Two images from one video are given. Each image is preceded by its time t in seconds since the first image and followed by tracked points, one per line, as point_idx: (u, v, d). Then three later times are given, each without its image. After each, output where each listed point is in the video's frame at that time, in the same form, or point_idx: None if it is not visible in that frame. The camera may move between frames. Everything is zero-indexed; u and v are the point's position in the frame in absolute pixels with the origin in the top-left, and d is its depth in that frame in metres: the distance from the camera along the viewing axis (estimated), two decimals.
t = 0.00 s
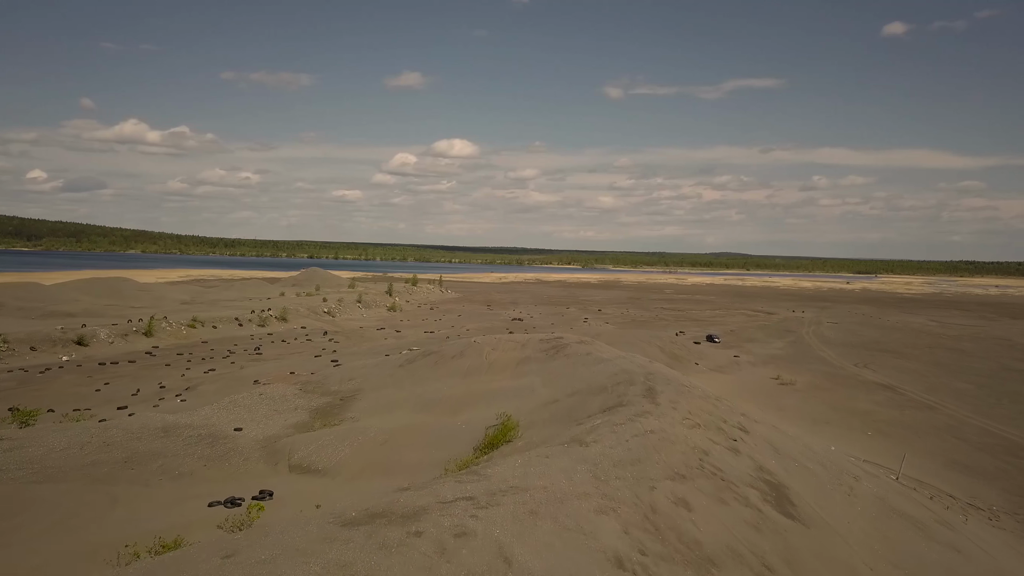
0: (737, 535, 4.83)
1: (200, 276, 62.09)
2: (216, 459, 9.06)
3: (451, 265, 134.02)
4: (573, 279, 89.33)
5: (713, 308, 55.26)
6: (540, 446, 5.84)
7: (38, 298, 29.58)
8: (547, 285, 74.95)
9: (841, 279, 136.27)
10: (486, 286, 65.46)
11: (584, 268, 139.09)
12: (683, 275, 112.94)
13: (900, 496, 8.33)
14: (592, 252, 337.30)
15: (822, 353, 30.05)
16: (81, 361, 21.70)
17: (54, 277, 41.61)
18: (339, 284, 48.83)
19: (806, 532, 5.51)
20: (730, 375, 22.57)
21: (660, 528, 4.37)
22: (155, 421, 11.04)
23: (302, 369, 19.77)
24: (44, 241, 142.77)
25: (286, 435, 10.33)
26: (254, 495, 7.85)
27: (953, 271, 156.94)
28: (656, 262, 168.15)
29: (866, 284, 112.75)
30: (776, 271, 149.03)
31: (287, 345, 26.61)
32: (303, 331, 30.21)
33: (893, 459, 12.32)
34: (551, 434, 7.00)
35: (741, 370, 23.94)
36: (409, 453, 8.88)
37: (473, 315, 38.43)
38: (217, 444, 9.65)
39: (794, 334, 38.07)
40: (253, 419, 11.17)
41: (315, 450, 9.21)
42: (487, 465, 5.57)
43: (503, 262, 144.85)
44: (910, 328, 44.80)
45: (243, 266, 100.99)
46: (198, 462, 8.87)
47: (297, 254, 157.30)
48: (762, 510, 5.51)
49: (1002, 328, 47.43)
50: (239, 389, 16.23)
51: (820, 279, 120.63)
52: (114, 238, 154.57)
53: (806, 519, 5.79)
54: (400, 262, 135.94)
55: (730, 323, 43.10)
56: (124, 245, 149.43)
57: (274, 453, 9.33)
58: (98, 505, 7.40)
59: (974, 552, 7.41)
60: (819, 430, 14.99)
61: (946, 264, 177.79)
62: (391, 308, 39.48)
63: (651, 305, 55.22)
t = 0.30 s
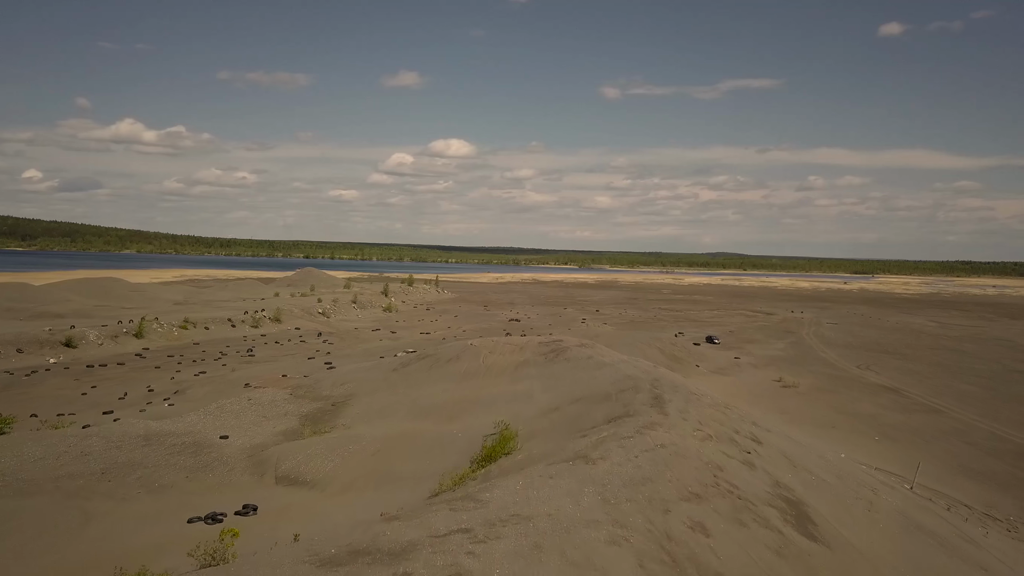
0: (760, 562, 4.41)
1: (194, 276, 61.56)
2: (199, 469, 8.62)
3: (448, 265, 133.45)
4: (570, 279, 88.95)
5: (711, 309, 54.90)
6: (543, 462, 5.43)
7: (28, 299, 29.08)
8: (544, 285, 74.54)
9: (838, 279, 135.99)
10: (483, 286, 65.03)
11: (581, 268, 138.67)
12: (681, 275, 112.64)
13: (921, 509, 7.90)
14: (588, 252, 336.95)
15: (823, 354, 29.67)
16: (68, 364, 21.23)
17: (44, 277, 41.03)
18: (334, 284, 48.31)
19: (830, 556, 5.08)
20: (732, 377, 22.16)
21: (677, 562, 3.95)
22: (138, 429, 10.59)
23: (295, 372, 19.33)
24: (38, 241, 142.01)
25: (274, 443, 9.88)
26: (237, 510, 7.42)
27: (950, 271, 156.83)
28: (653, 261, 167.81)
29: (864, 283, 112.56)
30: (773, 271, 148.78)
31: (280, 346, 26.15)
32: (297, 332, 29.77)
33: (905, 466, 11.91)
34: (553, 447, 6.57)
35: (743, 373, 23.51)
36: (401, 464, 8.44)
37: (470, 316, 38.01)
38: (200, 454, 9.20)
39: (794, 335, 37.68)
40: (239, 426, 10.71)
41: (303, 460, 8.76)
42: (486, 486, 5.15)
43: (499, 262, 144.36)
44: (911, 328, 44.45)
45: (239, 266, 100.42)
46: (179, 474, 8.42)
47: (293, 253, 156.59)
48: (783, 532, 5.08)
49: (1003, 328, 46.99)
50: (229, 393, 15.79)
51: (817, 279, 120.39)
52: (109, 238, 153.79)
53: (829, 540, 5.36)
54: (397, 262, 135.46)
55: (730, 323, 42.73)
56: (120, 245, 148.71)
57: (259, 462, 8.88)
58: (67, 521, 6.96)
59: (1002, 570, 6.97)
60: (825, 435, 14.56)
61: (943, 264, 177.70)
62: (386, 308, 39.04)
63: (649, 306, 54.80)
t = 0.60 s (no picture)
0: None
1: (188, 277, 60.97)
2: (180, 481, 8.16)
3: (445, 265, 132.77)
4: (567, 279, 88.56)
5: (710, 309, 54.55)
6: (546, 482, 5.05)
7: (16, 300, 28.56)
8: (542, 285, 74.13)
9: (835, 279, 135.80)
10: (480, 286, 64.60)
11: (577, 269, 138.25)
12: (678, 276, 112.38)
13: (943, 525, 7.46)
14: (585, 252, 336.84)
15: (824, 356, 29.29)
16: (55, 366, 20.73)
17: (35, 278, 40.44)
18: (329, 284, 47.80)
19: None
20: (733, 379, 21.75)
21: None
22: (119, 436, 10.11)
23: (288, 375, 18.89)
24: (33, 241, 141.23)
25: (261, 451, 9.42)
26: (218, 527, 6.98)
27: (948, 271, 156.74)
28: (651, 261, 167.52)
29: (861, 284, 112.27)
30: (770, 271, 148.60)
31: (273, 348, 25.71)
32: (290, 333, 29.31)
33: (918, 473, 11.49)
34: (556, 461, 6.17)
35: (744, 375, 23.10)
36: (394, 475, 8.00)
37: (466, 316, 37.59)
38: (183, 464, 8.74)
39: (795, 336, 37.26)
40: (225, 433, 10.27)
41: (290, 470, 8.32)
42: (485, 509, 4.76)
43: (496, 262, 143.81)
44: (911, 329, 44.09)
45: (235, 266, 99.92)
46: (159, 486, 7.97)
47: (289, 254, 156.03)
48: (808, 557, 4.65)
49: (1003, 329, 46.64)
50: (218, 398, 15.35)
51: (815, 279, 120.23)
52: (104, 238, 152.96)
53: (856, 565, 4.92)
54: (394, 262, 135.01)
55: (729, 324, 42.37)
56: (115, 245, 147.98)
57: (243, 473, 8.43)
58: (35, 539, 6.50)
59: None
60: (832, 440, 14.15)
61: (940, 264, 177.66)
62: (382, 308, 38.60)
63: (647, 306, 54.40)
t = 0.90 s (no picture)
0: None
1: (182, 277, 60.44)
2: (160, 494, 7.73)
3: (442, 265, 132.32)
4: (564, 279, 88.20)
5: (709, 309, 54.21)
6: (552, 504, 4.66)
7: (6, 300, 28.09)
8: (539, 286, 73.78)
9: (833, 279, 135.57)
10: (477, 286, 64.19)
11: (574, 269, 137.83)
12: (676, 276, 112.12)
13: (968, 541, 7.05)
14: (582, 252, 336.55)
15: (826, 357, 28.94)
16: (43, 368, 20.30)
17: (25, 278, 39.91)
18: (325, 284, 47.32)
19: None
20: (735, 382, 21.37)
21: None
22: (99, 444, 9.67)
23: (281, 378, 18.48)
24: (28, 241, 140.41)
25: (246, 461, 8.99)
26: (198, 545, 6.54)
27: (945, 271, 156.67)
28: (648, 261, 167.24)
29: (859, 284, 112.05)
30: (768, 271, 148.41)
31: (266, 350, 25.26)
32: (284, 334, 28.89)
33: (931, 482, 11.09)
34: (560, 477, 5.76)
35: (746, 377, 22.68)
36: (386, 488, 7.58)
37: (463, 317, 37.18)
38: (164, 475, 8.31)
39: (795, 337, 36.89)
40: (210, 441, 9.84)
41: (277, 483, 7.89)
42: (486, 538, 4.35)
43: (492, 262, 143.32)
44: (911, 330, 43.77)
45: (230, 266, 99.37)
46: (137, 499, 7.53)
47: (285, 254, 155.38)
48: None
49: (1004, 330, 46.36)
50: (208, 403, 14.92)
51: (812, 279, 120.09)
52: (99, 237, 152.20)
53: None
54: (390, 262, 134.52)
55: (728, 325, 42.02)
56: (110, 245, 147.27)
57: (227, 486, 7.99)
58: None
59: None
60: (840, 446, 13.74)
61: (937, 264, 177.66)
62: (378, 309, 38.18)
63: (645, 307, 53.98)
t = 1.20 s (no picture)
0: None
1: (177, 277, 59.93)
2: (138, 508, 7.28)
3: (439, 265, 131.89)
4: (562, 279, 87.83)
5: (708, 310, 53.88)
6: (559, 533, 4.34)
7: None
8: (537, 286, 73.43)
9: (831, 279, 135.32)
10: (474, 287, 63.79)
11: (572, 269, 137.47)
12: (674, 276, 111.86)
13: (997, 559, 6.64)
14: (579, 252, 336.34)
15: (827, 359, 28.58)
16: (29, 371, 19.83)
17: (16, 278, 39.37)
18: (320, 285, 46.82)
19: None
20: (737, 384, 20.98)
21: None
22: (77, 454, 9.21)
23: (273, 381, 18.06)
24: (22, 241, 139.67)
25: (231, 471, 8.54)
26: (175, 566, 6.08)
27: (942, 271, 156.59)
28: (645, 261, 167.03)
29: (858, 284, 111.76)
30: (765, 271, 148.19)
31: (259, 352, 24.81)
32: (278, 335, 28.45)
33: (946, 491, 10.68)
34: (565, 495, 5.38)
35: (748, 379, 22.28)
36: (377, 502, 7.14)
37: (460, 318, 36.78)
38: (143, 487, 7.86)
39: (796, 338, 36.52)
40: (195, 450, 9.38)
41: (262, 496, 7.44)
42: (486, 567, 4.01)
43: (489, 262, 142.83)
44: (912, 330, 43.45)
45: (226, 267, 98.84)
46: (113, 514, 7.09)
47: (282, 254, 154.74)
48: None
49: (1005, 330, 46.05)
50: (197, 408, 14.48)
51: (810, 279, 119.90)
52: (95, 237, 151.42)
53: None
54: (387, 262, 134.09)
55: (728, 326, 41.65)
56: (106, 245, 146.59)
57: (210, 500, 7.53)
58: None
59: None
60: (848, 451, 13.33)
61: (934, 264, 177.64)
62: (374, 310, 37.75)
63: (644, 307, 53.56)
